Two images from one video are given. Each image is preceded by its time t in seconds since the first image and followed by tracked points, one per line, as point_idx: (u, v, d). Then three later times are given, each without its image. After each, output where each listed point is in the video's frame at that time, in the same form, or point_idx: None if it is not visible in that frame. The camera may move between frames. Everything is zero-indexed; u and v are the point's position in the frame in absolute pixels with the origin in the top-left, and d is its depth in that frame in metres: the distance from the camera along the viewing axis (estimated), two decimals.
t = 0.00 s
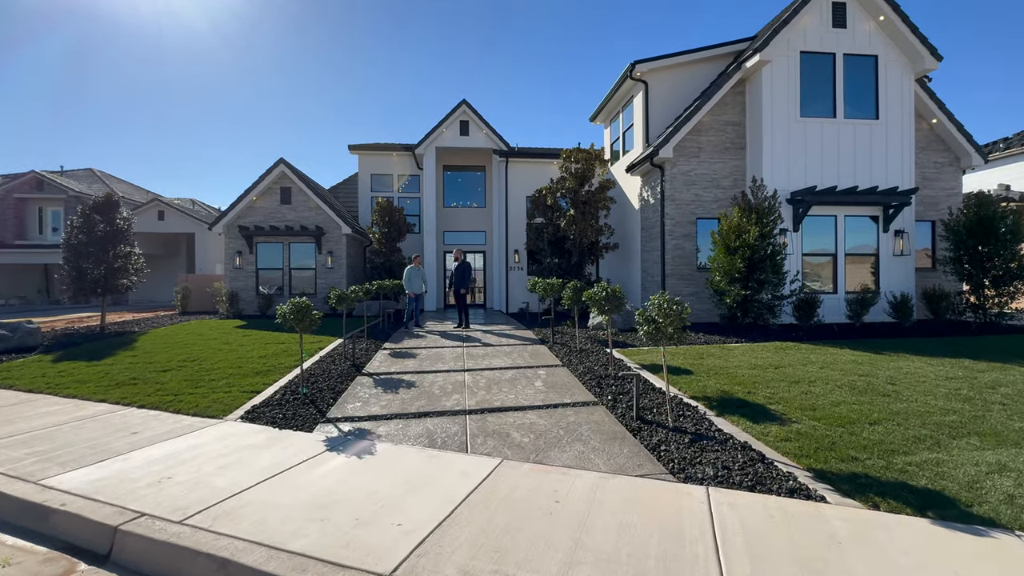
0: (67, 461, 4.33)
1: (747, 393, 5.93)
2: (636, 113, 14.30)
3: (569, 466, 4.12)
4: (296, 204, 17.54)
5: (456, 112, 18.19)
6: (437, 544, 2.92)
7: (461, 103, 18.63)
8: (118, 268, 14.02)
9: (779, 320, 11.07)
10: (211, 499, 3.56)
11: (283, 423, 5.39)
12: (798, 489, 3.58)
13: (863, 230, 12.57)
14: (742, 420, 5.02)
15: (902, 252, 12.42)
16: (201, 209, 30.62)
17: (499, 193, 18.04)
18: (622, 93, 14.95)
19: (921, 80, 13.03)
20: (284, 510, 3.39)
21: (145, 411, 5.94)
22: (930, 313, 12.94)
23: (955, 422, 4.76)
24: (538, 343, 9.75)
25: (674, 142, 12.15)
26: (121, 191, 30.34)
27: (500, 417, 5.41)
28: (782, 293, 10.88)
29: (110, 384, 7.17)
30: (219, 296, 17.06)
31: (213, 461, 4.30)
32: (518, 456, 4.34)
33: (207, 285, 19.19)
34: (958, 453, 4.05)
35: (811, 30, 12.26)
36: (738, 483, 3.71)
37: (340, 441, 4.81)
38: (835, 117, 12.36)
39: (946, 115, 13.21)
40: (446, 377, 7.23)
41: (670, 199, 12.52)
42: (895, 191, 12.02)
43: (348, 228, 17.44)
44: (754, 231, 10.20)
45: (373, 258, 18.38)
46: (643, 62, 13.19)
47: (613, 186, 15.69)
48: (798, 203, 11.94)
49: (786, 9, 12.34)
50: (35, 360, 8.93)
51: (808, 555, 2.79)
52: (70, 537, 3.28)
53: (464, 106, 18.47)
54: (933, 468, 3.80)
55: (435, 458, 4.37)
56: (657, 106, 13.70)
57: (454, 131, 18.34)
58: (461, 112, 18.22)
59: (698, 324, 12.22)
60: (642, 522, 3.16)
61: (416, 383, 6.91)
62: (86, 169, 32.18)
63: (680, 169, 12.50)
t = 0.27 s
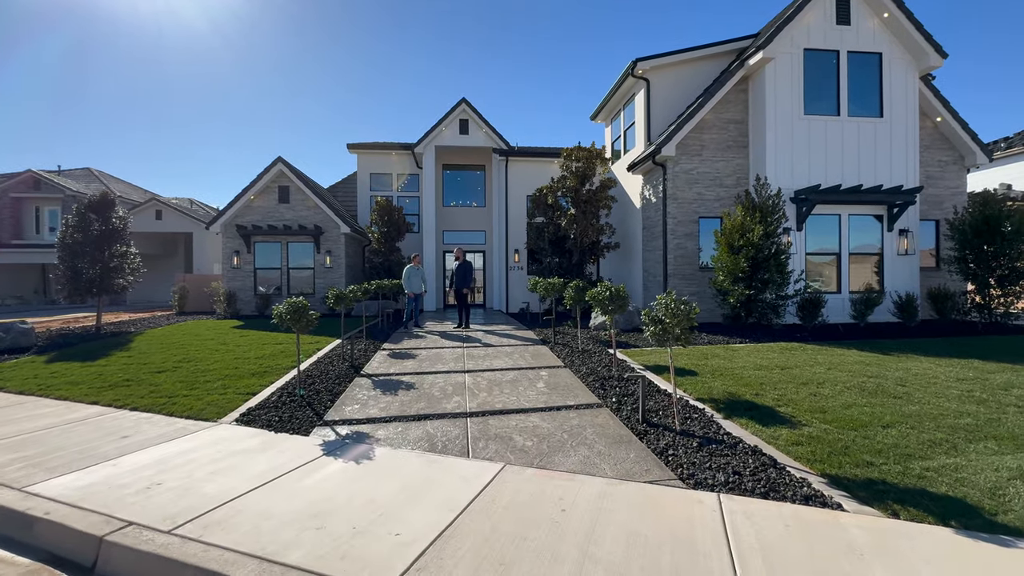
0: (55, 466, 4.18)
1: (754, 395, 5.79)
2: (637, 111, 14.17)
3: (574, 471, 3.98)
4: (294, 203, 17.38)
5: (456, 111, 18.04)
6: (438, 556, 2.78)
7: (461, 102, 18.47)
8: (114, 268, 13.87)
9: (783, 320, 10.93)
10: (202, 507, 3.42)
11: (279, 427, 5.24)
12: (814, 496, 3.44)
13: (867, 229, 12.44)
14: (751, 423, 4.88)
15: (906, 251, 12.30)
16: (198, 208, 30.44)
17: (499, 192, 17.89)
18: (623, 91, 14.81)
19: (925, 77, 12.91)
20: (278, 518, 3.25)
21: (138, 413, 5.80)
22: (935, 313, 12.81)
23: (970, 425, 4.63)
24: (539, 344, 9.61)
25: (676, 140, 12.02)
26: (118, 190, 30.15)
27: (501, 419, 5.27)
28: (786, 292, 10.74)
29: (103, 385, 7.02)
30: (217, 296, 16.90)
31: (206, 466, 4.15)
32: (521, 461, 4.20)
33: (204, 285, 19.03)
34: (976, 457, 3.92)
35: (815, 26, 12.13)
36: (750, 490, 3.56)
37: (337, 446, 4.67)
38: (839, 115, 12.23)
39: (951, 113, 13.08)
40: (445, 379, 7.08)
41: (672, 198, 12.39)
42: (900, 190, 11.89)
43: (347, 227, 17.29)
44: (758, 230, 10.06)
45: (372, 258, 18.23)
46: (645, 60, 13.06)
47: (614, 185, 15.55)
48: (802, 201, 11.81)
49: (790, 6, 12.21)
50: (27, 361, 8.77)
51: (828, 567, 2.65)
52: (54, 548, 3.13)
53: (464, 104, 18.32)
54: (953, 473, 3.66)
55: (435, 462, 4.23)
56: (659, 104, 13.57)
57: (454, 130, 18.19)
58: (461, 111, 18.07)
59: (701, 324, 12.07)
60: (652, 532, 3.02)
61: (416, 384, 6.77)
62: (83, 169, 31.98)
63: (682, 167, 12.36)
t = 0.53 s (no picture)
0: (41, 473, 4.03)
1: (763, 398, 5.63)
2: (639, 110, 14.02)
3: (580, 479, 3.83)
4: (293, 203, 17.23)
5: (456, 109, 17.89)
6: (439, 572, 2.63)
7: (461, 100, 18.31)
8: (111, 268, 13.72)
9: (788, 321, 10.77)
10: (192, 517, 3.27)
11: (274, 431, 5.09)
12: (832, 506, 3.29)
13: (872, 228, 12.29)
14: (762, 428, 4.72)
15: (912, 250, 12.15)
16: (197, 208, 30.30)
17: (500, 192, 17.74)
18: (625, 89, 14.66)
19: (931, 74, 12.75)
20: (271, 530, 3.09)
21: (130, 417, 5.65)
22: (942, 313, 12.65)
23: (989, 429, 4.47)
24: (541, 345, 9.47)
25: (679, 138, 11.87)
26: (116, 190, 29.99)
27: (504, 423, 5.12)
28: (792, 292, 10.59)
29: (96, 388, 6.86)
30: (215, 296, 16.75)
31: (198, 473, 4.01)
32: (525, 467, 4.05)
33: (203, 285, 18.87)
34: (998, 464, 3.76)
35: (820, 23, 11.97)
36: (765, 499, 3.41)
37: (335, 451, 4.52)
38: (844, 113, 12.09)
39: (957, 110, 12.92)
40: (446, 381, 6.92)
41: (676, 197, 12.24)
42: (906, 188, 11.74)
43: (346, 226, 17.14)
44: (763, 229, 9.91)
45: (372, 258, 18.08)
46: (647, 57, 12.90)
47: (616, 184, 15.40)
48: (807, 200, 11.67)
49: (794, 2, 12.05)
50: (20, 363, 8.62)
51: None
52: (35, 561, 2.99)
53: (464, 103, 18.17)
54: (976, 481, 3.51)
55: (436, 469, 4.08)
56: (661, 102, 13.42)
57: (454, 128, 18.04)
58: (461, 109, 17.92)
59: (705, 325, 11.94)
60: (664, 546, 2.87)
61: (416, 386, 6.62)
62: (81, 168, 31.81)
63: (685, 166, 12.21)
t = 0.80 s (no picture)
0: (28, 480, 3.88)
1: (774, 401, 5.48)
2: (642, 108, 13.88)
3: (589, 486, 3.67)
4: (293, 202, 17.08)
5: (457, 108, 17.74)
6: None
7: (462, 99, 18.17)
8: (108, 268, 13.58)
9: (794, 321, 10.62)
10: (183, 528, 3.12)
11: (271, 435, 4.94)
12: (855, 516, 3.14)
13: (879, 227, 12.14)
14: (775, 432, 4.57)
15: (919, 250, 11.99)
16: (197, 208, 30.17)
17: (501, 191, 17.59)
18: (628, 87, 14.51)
19: (938, 72, 12.59)
20: (266, 542, 2.95)
21: (123, 420, 5.50)
22: (950, 313, 12.48)
23: (1010, 434, 4.32)
24: (544, 346, 9.32)
25: (683, 136, 11.72)
26: (116, 189, 29.85)
27: (508, 427, 4.97)
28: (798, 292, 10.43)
29: (90, 390, 6.71)
30: (214, 297, 16.60)
31: (191, 480, 3.86)
32: (530, 474, 3.90)
33: (202, 285, 18.72)
34: None
35: (825, 20, 11.81)
36: (783, 509, 3.26)
37: (333, 456, 4.37)
38: (850, 110, 11.93)
39: (964, 108, 12.77)
40: (448, 383, 6.77)
41: (680, 196, 12.08)
42: (913, 187, 11.58)
43: (346, 226, 16.99)
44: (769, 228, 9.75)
45: (372, 257, 17.93)
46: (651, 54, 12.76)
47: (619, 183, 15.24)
48: (813, 199, 11.52)
49: None
50: (15, 364, 8.47)
51: None
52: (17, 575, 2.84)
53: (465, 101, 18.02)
54: (1003, 490, 3.35)
55: (438, 475, 3.92)
56: (665, 100, 13.27)
57: (455, 127, 17.89)
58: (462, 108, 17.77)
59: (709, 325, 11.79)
60: (680, 560, 2.72)
61: (417, 389, 6.46)
62: (81, 168, 31.68)
63: (689, 164, 12.06)
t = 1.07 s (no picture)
0: (16, 487, 3.74)
1: (786, 404, 5.33)
2: (645, 106, 13.73)
3: (598, 494, 3.52)
4: (292, 201, 16.93)
5: (457, 106, 17.59)
6: None
7: (463, 97, 18.03)
8: (105, 267, 13.44)
9: (800, 322, 10.48)
10: (174, 540, 2.97)
11: (268, 439, 4.78)
12: (880, 527, 2.98)
13: (885, 226, 11.99)
14: (789, 437, 4.42)
15: (926, 249, 11.84)
16: (197, 207, 30.02)
17: (502, 190, 17.44)
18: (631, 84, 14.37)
19: (944, 69, 12.45)
20: (261, 554, 2.80)
21: (116, 423, 5.34)
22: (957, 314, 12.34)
23: None
24: (547, 346, 9.18)
25: (687, 134, 11.58)
26: (114, 189, 29.68)
27: (513, 432, 4.82)
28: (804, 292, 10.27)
29: (83, 392, 6.55)
30: (212, 297, 16.45)
31: (184, 487, 3.71)
32: (538, 480, 3.75)
33: (200, 285, 18.52)
34: None
35: (831, 16, 11.68)
36: (803, 519, 3.11)
37: (333, 462, 4.22)
38: (856, 108, 11.79)
39: (971, 106, 12.62)
40: (450, 384, 6.61)
41: (684, 194, 11.94)
42: (920, 186, 11.44)
43: (346, 225, 16.83)
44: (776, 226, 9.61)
45: (372, 257, 17.78)
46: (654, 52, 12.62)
47: (622, 182, 15.07)
48: (819, 198, 11.38)
49: None
50: (8, 366, 8.31)
51: None
52: None
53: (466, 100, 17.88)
54: None
55: (442, 482, 3.78)
56: (668, 98, 13.13)
57: (455, 126, 17.74)
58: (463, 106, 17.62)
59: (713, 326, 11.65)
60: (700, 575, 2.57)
61: (418, 391, 6.30)
62: (79, 167, 31.50)
63: (693, 163, 11.91)
